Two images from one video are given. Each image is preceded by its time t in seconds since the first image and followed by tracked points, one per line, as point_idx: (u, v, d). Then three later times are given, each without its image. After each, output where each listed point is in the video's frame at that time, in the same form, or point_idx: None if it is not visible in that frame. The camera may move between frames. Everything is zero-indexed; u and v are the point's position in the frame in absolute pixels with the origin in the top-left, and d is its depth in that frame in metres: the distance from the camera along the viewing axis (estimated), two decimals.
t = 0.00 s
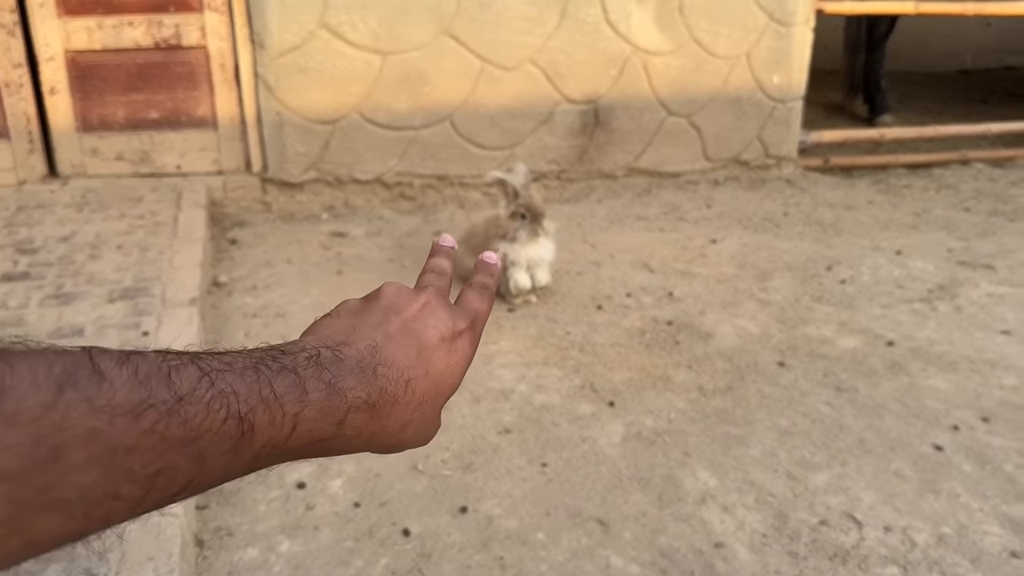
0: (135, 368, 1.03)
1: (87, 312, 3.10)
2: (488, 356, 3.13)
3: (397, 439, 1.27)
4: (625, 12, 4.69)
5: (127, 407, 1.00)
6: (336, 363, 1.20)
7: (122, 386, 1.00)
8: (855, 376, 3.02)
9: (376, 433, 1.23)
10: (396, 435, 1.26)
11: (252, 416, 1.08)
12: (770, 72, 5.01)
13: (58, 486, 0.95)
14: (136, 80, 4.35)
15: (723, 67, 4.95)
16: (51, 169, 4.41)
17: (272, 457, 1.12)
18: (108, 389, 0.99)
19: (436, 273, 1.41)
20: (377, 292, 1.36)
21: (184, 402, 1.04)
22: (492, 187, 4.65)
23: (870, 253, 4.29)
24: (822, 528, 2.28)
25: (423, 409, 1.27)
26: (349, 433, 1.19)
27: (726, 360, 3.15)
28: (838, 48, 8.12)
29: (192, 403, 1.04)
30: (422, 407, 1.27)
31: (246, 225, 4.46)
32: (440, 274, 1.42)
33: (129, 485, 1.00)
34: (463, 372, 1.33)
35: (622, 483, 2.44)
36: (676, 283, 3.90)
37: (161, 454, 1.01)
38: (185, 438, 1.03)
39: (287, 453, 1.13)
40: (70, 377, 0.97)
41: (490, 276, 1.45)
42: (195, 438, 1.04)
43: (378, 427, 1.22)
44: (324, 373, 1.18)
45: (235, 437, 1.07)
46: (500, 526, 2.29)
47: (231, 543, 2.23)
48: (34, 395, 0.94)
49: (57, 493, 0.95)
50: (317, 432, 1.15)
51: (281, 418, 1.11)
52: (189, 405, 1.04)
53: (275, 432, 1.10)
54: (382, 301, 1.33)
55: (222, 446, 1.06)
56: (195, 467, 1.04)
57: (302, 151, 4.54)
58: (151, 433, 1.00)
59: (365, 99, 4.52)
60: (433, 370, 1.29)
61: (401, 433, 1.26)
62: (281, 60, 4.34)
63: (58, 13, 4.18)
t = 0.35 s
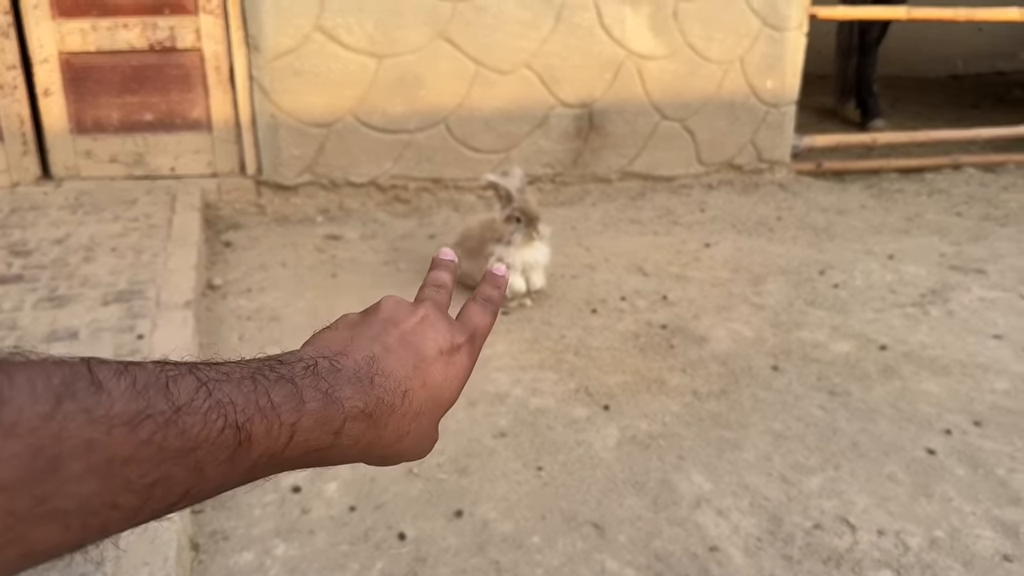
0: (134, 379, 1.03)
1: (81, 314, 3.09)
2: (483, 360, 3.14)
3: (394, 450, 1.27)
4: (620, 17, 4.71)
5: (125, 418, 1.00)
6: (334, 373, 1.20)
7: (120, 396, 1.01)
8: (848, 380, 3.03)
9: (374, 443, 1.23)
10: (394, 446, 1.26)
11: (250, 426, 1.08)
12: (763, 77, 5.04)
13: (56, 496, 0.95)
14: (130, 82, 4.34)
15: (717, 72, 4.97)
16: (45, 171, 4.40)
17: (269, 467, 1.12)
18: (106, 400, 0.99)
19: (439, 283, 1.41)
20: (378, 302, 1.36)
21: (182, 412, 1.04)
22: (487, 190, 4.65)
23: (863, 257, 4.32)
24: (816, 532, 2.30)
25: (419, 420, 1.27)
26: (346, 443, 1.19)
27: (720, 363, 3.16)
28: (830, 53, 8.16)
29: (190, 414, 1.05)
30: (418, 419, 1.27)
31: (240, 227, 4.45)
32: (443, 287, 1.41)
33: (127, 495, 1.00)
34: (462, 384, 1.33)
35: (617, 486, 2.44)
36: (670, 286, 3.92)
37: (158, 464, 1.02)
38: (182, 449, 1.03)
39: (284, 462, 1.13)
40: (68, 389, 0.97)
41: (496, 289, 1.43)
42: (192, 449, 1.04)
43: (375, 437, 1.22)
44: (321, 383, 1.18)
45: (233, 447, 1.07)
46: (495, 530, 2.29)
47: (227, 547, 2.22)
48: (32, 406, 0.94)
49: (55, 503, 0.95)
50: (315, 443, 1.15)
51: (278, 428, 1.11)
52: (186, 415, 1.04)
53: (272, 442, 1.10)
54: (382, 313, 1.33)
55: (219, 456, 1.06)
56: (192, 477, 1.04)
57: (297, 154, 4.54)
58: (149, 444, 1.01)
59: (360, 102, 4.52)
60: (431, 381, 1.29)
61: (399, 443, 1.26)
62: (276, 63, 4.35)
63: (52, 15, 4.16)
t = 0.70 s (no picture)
0: (131, 386, 1.03)
1: (79, 320, 3.08)
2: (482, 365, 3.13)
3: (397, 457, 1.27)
4: (618, 22, 4.72)
5: (123, 426, 0.99)
6: (335, 379, 1.20)
7: (115, 403, 1.00)
8: (848, 385, 3.03)
9: (376, 450, 1.22)
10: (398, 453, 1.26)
11: (249, 432, 1.08)
12: (761, 81, 5.05)
13: (52, 506, 0.93)
14: (129, 87, 4.34)
15: (714, 76, 4.98)
16: (43, 176, 4.39)
17: (268, 474, 1.11)
18: (102, 407, 0.99)
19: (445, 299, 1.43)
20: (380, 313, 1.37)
21: (180, 419, 1.04)
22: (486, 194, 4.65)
23: (861, 261, 4.32)
24: (817, 537, 2.29)
25: (420, 426, 1.27)
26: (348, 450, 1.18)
27: (719, 368, 3.15)
28: (827, 58, 8.19)
29: (188, 421, 1.04)
30: (419, 424, 1.27)
31: (239, 232, 4.44)
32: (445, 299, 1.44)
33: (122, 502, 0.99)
34: (464, 392, 1.34)
35: (617, 492, 2.44)
36: (669, 291, 3.92)
37: (156, 473, 1.01)
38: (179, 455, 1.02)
39: (284, 470, 1.12)
40: (65, 397, 0.97)
41: (498, 303, 1.48)
42: (190, 457, 1.03)
43: (378, 443, 1.22)
44: (321, 389, 1.18)
45: (231, 454, 1.06)
46: (495, 536, 2.28)
47: (226, 553, 2.21)
48: (30, 415, 0.93)
49: (53, 512, 0.94)
50: (316, 449, 1.14)
51: (277, 435, 1.10)
52: (185, 423, 1.04)
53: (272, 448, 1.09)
54: (385, 322, 1.34)
55: (217, 464, 1.05)
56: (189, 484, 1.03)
57: (295, 158, 4.54)
58: (145, 452, 1.00)
59: (359, 107, 4.52)
60: (433, 388, 1.30)
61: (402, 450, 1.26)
62: (274, 68, 4.35)
63: (50, 20, 4.16)
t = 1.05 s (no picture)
0: (90, 408, 0.95)
1: (86, 328, 3.09)
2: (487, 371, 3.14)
3: (356, 495, 1.14)
4: (622, 28, 4.73)
5: (82, 446, 0.91)
6: (295, 404, 1.10)
7: (74, 421, 0.92)
8: (855, 389, 3.02)
9: (330, 483, 1.10)
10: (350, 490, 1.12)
11: (204, 454, 0.98)
12: (766, 86, 5.05)
13: (16, 522, 0.86)
14: (135, 97, 4.36)
15: (719, 81, 4.99)
16: (50, 185, 4.42)
17: (228, 499, 1.01)
18: (64, 427, 0.91)
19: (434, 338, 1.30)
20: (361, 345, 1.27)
21: (136, 441, 0.95)
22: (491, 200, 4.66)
23: (868, 265, 4.31)
24: (824, 542, 2.28)
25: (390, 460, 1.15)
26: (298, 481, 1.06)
27: (725, 373, 3.15)
28: (832, 62, 8.19)
29: (147, 443, 0.95)
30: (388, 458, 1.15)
31: (245, 240, 4.46)
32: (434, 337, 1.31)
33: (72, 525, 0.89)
34: (437, 435, 1.19)
35: (623, 498, 2.43)
36: (674, 296, 3.91)
37: (114, 492, 0.92)
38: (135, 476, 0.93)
39: (238, 495, 1.02)
40: (28, 416, 0.89)
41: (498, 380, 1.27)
42: (148, 477, 0.94)
43: (330, 477, 1.09)
44: (285, 416, 1.07)
45: (187, 475, 0.97)
46: (501, 542, 2.28)
47: (233, 560, 2.22)
48: None
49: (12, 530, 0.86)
50: (269, 476, 1.03)
51: (231, 457, 1.00)
52: (144, 443, 0.95)
53: (222, 472, 0.99)
54: (362, 355, 1.23)
55: (175, 486, 0.96)
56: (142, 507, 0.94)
57: (301, 166, 4.56)
58: (104, 471, 0.91)
59: (364, 115, 4.54)
60: (406, 424, 1.17)
61: (355, 486, 1.12)
62: (280, 77, 4.37)
63: (57, 31, 4.19)
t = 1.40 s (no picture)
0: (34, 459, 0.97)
1: (101, 340, 3.12)
2: (499, 381, 3.14)
3: (269, 565, 1.15)
4: (632, 37, 4.74)
5: (8, 507, 0.92)
6: (223, 474, 1.11)
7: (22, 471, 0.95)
8: (868, 397, 3.00)
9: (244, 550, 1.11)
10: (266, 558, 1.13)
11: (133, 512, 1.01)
12: (776, 93, 5.05)
13: None
14: (149, 111, 4.41)
15: (729, 89, 4.99)
16: (66, 199, 4.47)
17: (140, 565, 1.02)
18: None
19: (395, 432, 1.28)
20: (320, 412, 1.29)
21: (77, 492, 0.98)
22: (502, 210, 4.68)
23: (880, 272, 4.29)
24: (838, 551, 2.26)
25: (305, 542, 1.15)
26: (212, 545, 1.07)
27: (738, 381, 3.14)
28: (842, 68, 8.18)
29: (70, 507, 0.96)
30: (303, 540, 1.15)
31: (259, 251, 4.49)
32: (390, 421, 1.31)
33: None
34: (360, 523, 1.18)
35: (635, 507, 2.42)
36: (685, 304, 3.91)
37: (33, 554, 0.93)
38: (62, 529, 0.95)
39: (151, 561, 1.03)
40: None
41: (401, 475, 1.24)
42: (66, 542, 0.95)
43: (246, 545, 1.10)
44: (209, 487, 1.08)
45: (110, 533, 0.98)
46: (513, 552, 2.26)
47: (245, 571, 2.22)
48: None
49: None
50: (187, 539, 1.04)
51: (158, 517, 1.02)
52: (68, 508, 0.96)
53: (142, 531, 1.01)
54: (315, 423, 1.25)
55: (89, 552, 0.97)
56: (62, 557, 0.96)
57: (314, 178, 4.59)
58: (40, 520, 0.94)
59: (375, 126, 4.57)
60: (327, 509, 1.17)
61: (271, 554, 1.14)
62: (292, 90, 4.40)
63: (72, 46, 4.24)
